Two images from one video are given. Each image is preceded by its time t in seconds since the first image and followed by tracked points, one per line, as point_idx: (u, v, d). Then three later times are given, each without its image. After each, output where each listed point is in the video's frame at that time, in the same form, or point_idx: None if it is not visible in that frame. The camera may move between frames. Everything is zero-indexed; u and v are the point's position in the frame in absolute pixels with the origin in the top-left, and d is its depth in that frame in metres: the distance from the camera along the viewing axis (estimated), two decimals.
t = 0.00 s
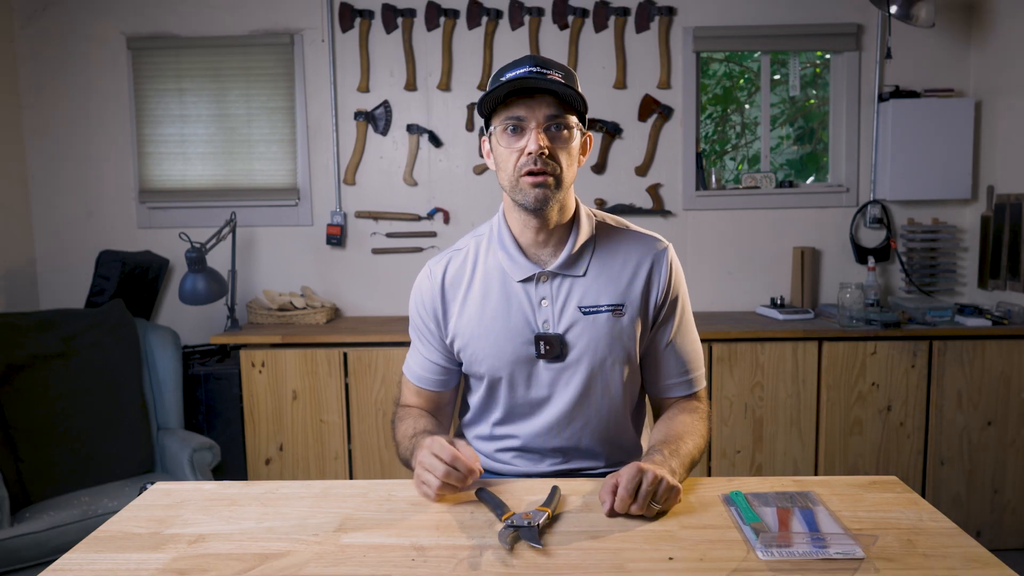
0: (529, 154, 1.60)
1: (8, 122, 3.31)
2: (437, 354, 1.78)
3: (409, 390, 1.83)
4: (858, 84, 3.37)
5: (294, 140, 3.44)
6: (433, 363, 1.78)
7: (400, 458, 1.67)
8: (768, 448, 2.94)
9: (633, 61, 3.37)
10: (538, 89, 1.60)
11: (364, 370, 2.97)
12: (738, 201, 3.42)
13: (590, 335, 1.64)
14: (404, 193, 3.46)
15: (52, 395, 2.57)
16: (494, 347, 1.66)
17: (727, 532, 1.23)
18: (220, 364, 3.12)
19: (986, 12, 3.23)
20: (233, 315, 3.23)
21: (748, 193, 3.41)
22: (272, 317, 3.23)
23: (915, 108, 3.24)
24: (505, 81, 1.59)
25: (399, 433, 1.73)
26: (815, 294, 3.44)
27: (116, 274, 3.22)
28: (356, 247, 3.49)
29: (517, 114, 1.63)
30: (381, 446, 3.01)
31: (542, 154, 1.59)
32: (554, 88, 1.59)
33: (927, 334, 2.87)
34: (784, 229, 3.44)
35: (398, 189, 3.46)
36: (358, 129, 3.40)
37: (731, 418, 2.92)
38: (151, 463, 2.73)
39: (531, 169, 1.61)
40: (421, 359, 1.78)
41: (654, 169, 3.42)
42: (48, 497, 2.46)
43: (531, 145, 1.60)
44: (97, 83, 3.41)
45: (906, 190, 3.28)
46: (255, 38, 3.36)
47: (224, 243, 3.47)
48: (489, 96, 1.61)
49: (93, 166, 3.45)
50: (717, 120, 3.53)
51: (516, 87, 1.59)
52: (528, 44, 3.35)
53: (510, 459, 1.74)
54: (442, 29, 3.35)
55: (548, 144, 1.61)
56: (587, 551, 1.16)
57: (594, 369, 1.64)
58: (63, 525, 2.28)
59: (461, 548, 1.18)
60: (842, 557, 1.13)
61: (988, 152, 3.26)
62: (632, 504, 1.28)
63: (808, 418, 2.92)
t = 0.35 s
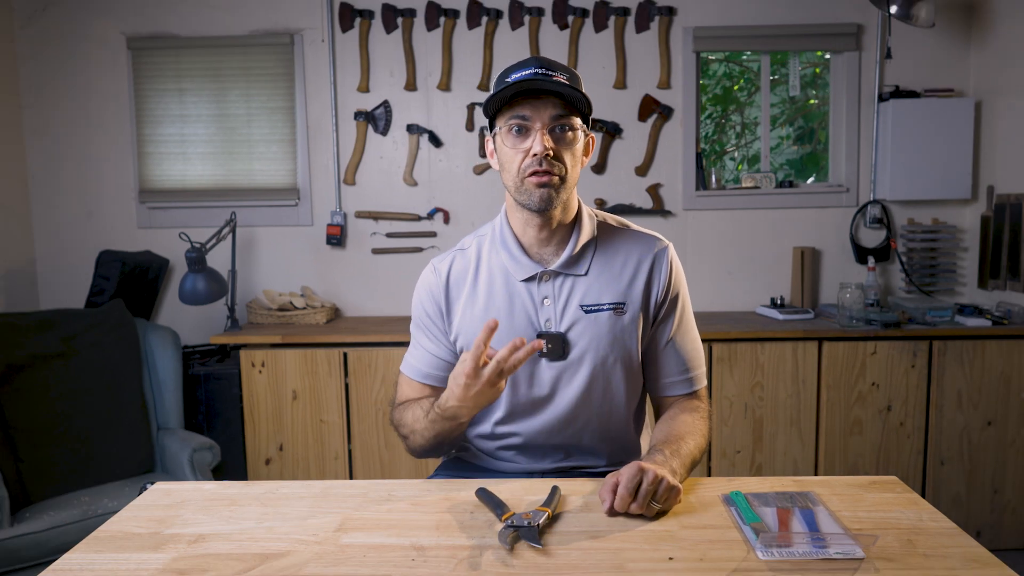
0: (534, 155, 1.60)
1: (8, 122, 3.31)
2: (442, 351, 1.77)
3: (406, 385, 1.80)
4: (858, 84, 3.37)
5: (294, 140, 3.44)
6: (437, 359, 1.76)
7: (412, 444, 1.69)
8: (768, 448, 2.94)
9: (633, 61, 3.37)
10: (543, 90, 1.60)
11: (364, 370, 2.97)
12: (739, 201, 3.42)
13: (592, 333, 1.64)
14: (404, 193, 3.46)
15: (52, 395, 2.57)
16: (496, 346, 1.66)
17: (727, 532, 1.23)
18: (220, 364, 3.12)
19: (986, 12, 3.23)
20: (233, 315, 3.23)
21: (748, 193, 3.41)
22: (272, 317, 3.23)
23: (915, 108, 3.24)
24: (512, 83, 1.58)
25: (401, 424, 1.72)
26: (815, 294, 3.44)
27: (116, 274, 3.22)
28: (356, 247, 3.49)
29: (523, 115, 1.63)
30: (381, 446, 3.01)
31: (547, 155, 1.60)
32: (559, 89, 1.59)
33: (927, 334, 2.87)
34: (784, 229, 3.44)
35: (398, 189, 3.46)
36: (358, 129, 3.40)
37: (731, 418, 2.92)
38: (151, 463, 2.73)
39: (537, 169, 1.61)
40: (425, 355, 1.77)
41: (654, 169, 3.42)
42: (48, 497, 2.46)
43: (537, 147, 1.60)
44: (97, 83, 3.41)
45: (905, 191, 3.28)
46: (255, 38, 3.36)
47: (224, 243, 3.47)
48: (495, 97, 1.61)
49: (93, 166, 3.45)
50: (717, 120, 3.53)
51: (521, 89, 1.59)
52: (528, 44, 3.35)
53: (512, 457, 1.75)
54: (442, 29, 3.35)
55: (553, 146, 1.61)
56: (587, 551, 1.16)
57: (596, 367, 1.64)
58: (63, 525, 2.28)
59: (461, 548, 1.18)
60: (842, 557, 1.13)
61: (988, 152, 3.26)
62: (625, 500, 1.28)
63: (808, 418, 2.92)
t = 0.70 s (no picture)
0: (538, 145, 1.60)
1: (8, 122, 3.31)
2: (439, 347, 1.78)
3: (405, 383, 1.80)
4: (858, 84, 3.37)
5: (294, 140, 3.44)
6: (437, 356, 1.77)
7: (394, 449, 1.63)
8: (768, 448, 2.94)
9: (632, 61, 3.37)
10: (549, 83, 1.62)
11: (364, 370, 2.97)
12: (739, 201, 3.42)
13: (593, 330, 1.64)
14: (404, 193, 3.46)
15: (52, 395, 2.57)
16: (497, 343, 1.66)
17: (727, 532, 1.23)
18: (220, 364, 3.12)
19: (986, 12, 3.23)
20: (233, 315, 3.23)
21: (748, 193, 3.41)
22: (272, 317, 3.23)
23: (915, 108, 3.24)
24: (518, 73, 1.60)
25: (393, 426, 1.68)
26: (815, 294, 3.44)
27: (116, 274, 3.22)
28: (356, 247, 3.49)
29: (528, 108, 1.64)
30: (381, 446, 3.01)
31: (550, 146, 1.60)
32: (566, 82, 1.61)
33: (927, 334, 2.87)
34: (784, 229, 3.44)
35: (398, 189, 3.46)
36: (358, 129, 3.40)
37: (731, 418, 2.92)
38: (151, 463, 2.73)
39: (540, 160, 1.60)
40: (426, 352, 1.78)
41: (654, 169, 3.42)
42: (48, 497, 2.46)
43: (540, 137, 1.60)
44: (97, 83, 3.41)
45: (906, 191, 3.28)
46: (255, 38, 3.36)
47: (224, 243, 3.47)
48: (501, 87, 1.62)
49: (93, 167, 3.45)
50: (717, 120, 3.53)
51: (527, 80, 1.61)
52: (528, 44, 3.35)
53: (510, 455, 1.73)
54: (442, 29, 3.35)
55: (557, 138, 1.61)
56: (587, 551, 1.16)
57: (596, 365, 1.64)
58: (63, 525, 2.28)
59: (461, 548, 1.18)
60: (842, 557, 1.13)
61: (988, 152, 3.26)
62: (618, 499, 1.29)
63: (808, 418, 2.92)
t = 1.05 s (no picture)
0: (534, 152, 1.60)
1: (8, 122, 3.31)
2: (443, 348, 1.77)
3: (417, 384, 1.81)
4: (858, 84, 3.37)
5: (294, 140, 3.44)
6: (442, 355, 1.77)
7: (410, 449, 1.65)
8: (768, 447, 2.95)
9: (632, 61, 3.37)
10: (545, 89, 1.60)
11: (364, 370, 2.97)
12: (738, 201, 3.42)
13: (591, 330, 1.64)
14: (404, 193, 3.46)
15: (51, 395, 2.57)
16: (495, 342, 1.66)
17: (727, 532, 1.23)
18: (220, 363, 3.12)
19: (986, 12, 3.23)
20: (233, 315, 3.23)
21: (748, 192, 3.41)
22: (272, 317, 3.23)
23: (915, 108, 3.24)
24: (515, 80, 1.59)
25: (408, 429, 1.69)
26: (815, 294, 3.44)
27: (116, 274, 3.22)
28: (356, 247, 3.49)
29: (526, 114, 1.63)
30: (381, 446, 3.01)
31: (547, 153, 1.60)
32: (562, 88, 1.59)
33: (927, 334, 2.87)
34: (784, 229, 3.45)
35: (398, 189, 3.46)
36: (358, 129, 3.40)
37: (731, 418, 2.92)
38: (151, 463, 2.73)
39: (537, 166, 1.60)
40: (430, 353, 1.77)
41: (653, 169, 3.42)
42: (48, 497, 2.46)
43: (537, 144, 1.60)
44: (97, 81, 3.41)
45: (906, 191, 3.28)
46: (255, 38, 3.36)
47: (224, 243, 3.47)
48: (498, 94, 1.62)
49: (94, 166, 3.45)
50: (717, 120, 3.53)
51: (524, 86, 1.60)
52: (528, 44, 3.35)
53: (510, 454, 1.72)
54: (442, 29, 3.35)
55: (554, 144, 1.61)
56: (587, 551, 1.16)
57: (594, 365, 1.64)
58: (63, 525, 2.28)
59: (461, 548, 1.18)
60: (842, 557, 1.13)
61: (988, 153, 3.26)
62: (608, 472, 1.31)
63: (808, 418, 2.92)
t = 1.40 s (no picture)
0: (536, 154, 1.60)
1: (8, 121, 3.31)
2: (436, 344, 1.78)
3: (405, 381, 1.80)
4: (858, 84, 3.37)
5: (294, 140, 3.44)
6: (437, 353, 1.78)
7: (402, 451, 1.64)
8: (768, 447, 2.95)
9: (632, 61, 3.37)
10: (548, 92, 1.60)
11: (364, 370, 2.97)
12: (739, 201, 3.42)
13: (590, 329, 1.64)
14: (404, 193, 3.46)
15: (51, 396, 2.57)
16: (495, 341, 1.66)
17: (727, 532, 1.23)
18: (220, 363, 3.12)
19: (986, 12, 3.23)
20: (233, 315, 3.23)
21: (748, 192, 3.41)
22: (272, 317, 3.23)
23: (915, 108, 3.24)
24: (516, 83, 1.59)
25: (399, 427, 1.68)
26: (815, 294, 3.44)
27: (116, 274, 3.22)
28: (356, 247, 3.49)
29: (527, 116, 1.63)
30: (382, 446, 3.01)
31: (549, 155, 1.59)
32: (565, 91, 1.59)
33: (927, 334, 2.87)
34: (784, 229, 3.45)
35: (398, 189, 3.46)
36: (358, 129, 3.40)
37: (731, 418, 2.92)
38: (151, 463, 2.73)
39: (539, 168, 1.60)
40: (423, 348, 1.78)
41: (654, 169, 3.42)
42: (48, 497, 2.46)
43: (539, 146, 1.60)
44: (97, 80, 3.41)
45: (906, 191, 3.28)
46: (255, 38, 3.36)
47: (224, 243, 3.48)
48: (500, 96, 1.61)
49: (94, 166, 3.45)
50: (717, 120, 3.53)
51: (527, 89, 1.60)
52: (528, 44, 3.35)
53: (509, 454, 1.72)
54: (442, 29, 3.35)
55: (556, 146, 1.61)
56: (587, 551, 1.16)
57: (594, 364, 1.64)
58: (63, 525, 2.28)
59: (460, 548, 1.18)
60: (842, 557, 1.13)
61: (988, 153, 3.26)
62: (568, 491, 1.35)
63: (808, 418, 2.92)
